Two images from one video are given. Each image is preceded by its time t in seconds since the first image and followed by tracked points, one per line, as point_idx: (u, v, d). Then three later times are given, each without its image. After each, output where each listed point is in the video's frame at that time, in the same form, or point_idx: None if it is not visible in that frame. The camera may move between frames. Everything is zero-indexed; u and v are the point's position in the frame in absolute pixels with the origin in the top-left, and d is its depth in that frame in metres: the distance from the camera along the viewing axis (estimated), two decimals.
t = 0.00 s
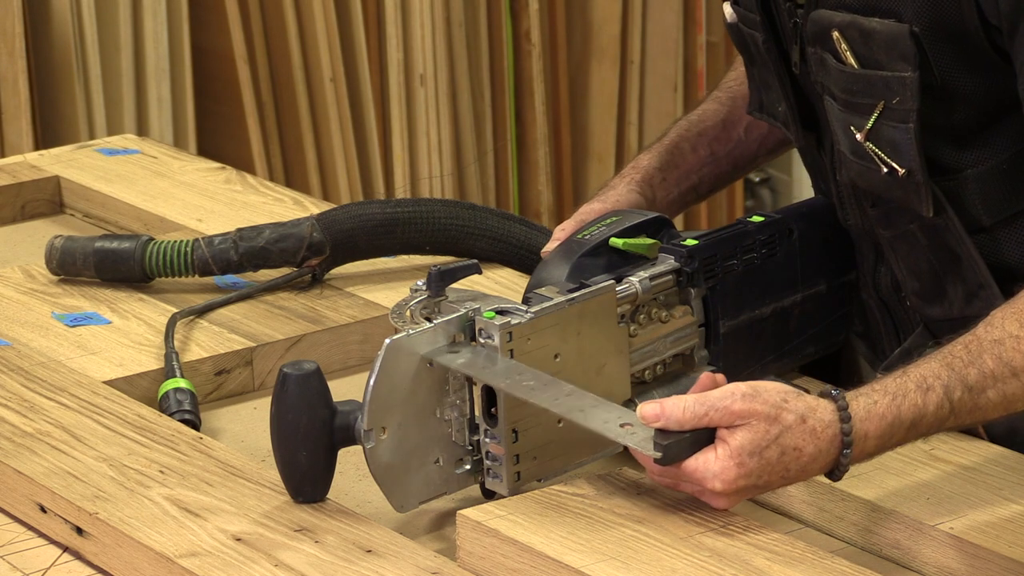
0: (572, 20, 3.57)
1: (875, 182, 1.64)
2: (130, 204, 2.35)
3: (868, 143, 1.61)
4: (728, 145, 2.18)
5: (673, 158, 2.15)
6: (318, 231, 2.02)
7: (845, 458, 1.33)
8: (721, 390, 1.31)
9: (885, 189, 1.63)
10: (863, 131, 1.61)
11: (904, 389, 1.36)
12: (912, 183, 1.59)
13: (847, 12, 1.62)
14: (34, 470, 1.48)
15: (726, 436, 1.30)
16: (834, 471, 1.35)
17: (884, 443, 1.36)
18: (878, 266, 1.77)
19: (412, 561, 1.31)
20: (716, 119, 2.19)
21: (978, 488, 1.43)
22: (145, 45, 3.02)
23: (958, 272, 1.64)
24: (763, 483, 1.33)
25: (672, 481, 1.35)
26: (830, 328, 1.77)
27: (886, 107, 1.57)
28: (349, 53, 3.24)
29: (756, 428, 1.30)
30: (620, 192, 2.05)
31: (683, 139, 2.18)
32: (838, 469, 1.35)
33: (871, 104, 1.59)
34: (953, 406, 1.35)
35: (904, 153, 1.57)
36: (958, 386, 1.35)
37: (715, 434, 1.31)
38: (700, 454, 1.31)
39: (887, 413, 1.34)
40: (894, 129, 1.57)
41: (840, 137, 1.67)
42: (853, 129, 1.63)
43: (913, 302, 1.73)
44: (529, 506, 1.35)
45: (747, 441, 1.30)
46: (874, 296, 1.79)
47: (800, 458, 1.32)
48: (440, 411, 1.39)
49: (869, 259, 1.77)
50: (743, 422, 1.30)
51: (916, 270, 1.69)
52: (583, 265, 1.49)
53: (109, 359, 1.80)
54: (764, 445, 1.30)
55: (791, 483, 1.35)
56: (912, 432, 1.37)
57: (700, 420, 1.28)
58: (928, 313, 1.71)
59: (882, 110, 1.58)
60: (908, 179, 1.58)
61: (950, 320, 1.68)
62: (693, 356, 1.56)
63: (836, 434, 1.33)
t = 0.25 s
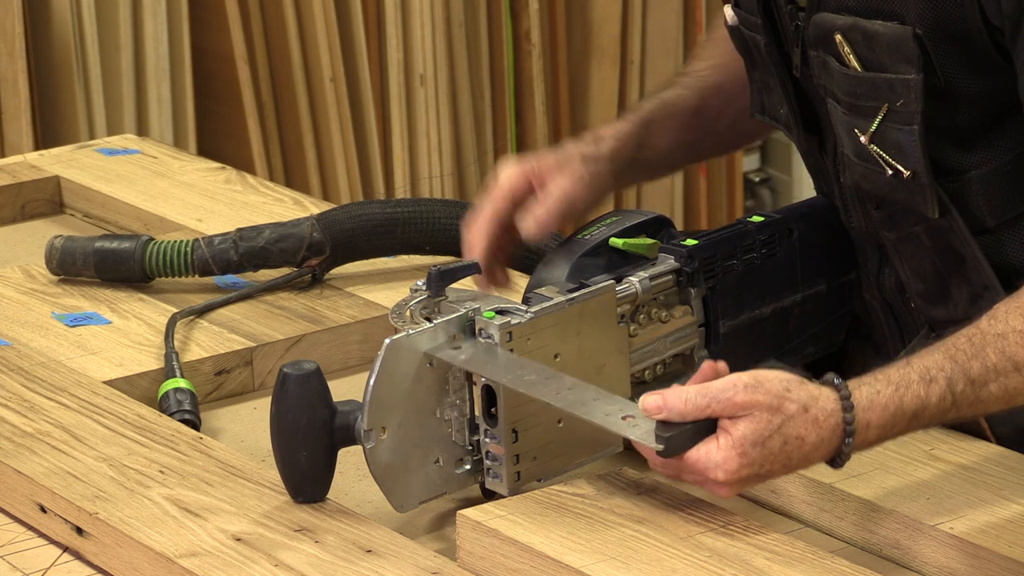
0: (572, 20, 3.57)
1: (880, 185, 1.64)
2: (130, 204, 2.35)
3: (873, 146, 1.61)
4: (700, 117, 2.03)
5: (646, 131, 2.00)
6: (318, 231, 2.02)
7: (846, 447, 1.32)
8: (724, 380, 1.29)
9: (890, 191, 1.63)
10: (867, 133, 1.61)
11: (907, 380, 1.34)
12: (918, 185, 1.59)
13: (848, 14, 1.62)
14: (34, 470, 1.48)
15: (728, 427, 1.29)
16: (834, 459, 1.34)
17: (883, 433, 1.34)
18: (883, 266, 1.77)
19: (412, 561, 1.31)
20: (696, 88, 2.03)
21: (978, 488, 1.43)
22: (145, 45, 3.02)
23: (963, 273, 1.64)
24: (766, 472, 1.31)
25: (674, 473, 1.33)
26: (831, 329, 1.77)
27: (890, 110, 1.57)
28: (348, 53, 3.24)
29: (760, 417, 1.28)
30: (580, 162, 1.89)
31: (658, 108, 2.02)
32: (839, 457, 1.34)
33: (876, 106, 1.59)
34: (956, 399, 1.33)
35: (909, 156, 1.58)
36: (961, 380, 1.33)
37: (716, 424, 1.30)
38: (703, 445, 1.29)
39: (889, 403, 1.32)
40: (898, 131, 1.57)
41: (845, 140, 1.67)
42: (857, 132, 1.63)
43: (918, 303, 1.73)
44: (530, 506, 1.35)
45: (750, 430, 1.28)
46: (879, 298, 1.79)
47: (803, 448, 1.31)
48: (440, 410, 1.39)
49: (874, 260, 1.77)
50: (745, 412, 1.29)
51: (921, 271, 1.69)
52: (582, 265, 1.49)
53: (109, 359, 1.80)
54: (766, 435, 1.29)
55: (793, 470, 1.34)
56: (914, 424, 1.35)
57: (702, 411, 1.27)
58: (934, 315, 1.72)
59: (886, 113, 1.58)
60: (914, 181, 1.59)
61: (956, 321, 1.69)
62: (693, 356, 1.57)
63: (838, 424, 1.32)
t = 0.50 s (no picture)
0: (572, 20, 3.57)
1: (880, 188, 1.65)
2: (130, 204, 2.35)
3: (873, 147, 1.61)
4: (625, 84, 1.94)
5: (568, 109, 1.93)
6: (318, 231, 2.02)
7: (846, 430, 1.32)
8: (721, 374, 1.29)
9: (889, 193, 1.64)
10: (867, 135, 1.61)
11: (906, 364, 1.34)
12: (918, 186, 1.59)
13: (846, 16, 1.62)
14: (34, 470, 1.48)
15: (727, 419, 1.29)
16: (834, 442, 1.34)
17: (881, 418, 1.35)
18: (884, 268, 1.76)
19: (412, 561, 1.31)
20: (608, 58, 1.96)
21: (978, 488, 1.43)
22: (145, 45, 3.02)
23: (963, 274, 1.64)
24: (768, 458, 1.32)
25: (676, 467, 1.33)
26: (831, 329, 1.77)
27: (890, 110, 1.58)
28: (348, 53, 3.24)
29: (760, 408, 1.28)
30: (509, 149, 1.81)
31: (569, 86, 1.97)
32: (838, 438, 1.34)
33: (875, 107, 1.60)
34: (954, 385, 1.34)
35: (909, 156, 1.58)
36: (960, 365, 1.33)
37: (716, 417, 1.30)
38: (703, 440, 1.29)
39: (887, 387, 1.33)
40: (899, 132, 1.58)
41: (844, 143, 1.68)
42: (857, 134, 1.63)
43: (919, 305, 1.73)
44: (529, 506, 1.35)
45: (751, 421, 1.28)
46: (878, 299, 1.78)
47: (804, 433, 1.31)
48: (440, 410, 1.39)
49: (875, 261, 1.77)
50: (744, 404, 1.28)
51: (921, 273, 1.69)
52: (583, 266, 1.49)
53: (109, 359, 1.80)
54: (767, 424, 1.28)
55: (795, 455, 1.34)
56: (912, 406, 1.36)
57: (701, 407, 1.27)
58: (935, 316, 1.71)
59: (886, 114, 1.58)
60: (914, 182, 1.59)
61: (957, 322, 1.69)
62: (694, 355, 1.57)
63: (837, 408, 1.31)
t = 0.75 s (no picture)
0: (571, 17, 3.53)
1: (877, 195, 1.64)
2: (130, 204, 2.35)
3: (868, 156, 1.61)
4: (566, 85, 1.94)
5: (511, 115, 1.92)
6: (318, 231, 2.01)
7: (846, 425, 1.33)
8: (722, 374, 1.28)
9: (886, 200, 1.64)
10: (861, 144, 1.61)
11: (910, 359, 1.34)
12: (914, 193, 1.59)
13: (839, 24, 1.62)
14: (34, 470, 1.48)
15: (728, 419, 1.29)
16: (836, 437, 1.35)
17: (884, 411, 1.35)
18: (882, 269, 1.75)
19: (412, 561, 1.31)
20: (548, 58, 1.95)
21: (978, 488, 1.43)
22: (145, 45, 3.02)
23: (960, 277, 1.63)
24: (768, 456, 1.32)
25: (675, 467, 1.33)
26: (830, 328, 1.77)
27: (884, 118, 1.58)
28: (349, 53, 3.24)
29: (761, 407, 1.28)
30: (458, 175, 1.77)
31: (507, 91, 1.95)
32: (840, 435, 1.35)
33: (869, 115, 1.59)
34: (956, 380, 1.34)
35: (904, 164, 1.58)
36: (961, 360, 1.34)
37: (717, 417, 1.29)
38: (703, 439, 1.29)
39: (889, 383, 1.33)
40: (894, 139, 1.57)
41: (837, 152, 1.67)
42: (851, 142, 1.63)
43: (916, 307, 1.72)
44: (529, 506, 1.35)
45: (752, 421, 1.28)
46: (875, 300, 1.77)
47: (805, 429, 1.31)
48: (440, 411, 1.38)
49: (873, 262, 1.75)
50: (746, 405, 1.28)
51: (919, 277, 1.68)
52: (584, 266, 1.49)
53: (109, 359, 1.80)
54: (767, 424, 1.29)
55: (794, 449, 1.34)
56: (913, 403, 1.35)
57: (703, 406, 1.26)
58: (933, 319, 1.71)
59: (880, 122, 1.58)
60: (909, 189, 1.59)
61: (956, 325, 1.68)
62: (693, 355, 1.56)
63: (838, 405, 1.32)
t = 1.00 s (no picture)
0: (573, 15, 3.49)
1: (871, 198, 1.64)
2: (130, 204, 2.35)
3: (862, 160, 1.61)
4: (516, 73, 1.96)
5: (465, 104, 1.93)
6: (318, 231, 2.01)
7: (847, 409, 1.34)
8: (722, 362, 1.28)
9: (881, 204, 1.63)
10: (855, 148, 1.61)
11: (910, 344, 1.36)
12: (908, 197, 1.59)
13: (831, 28, 1.62)
14: (34, 470, 1.48)
15: (728, 407, 1.29)
16: (836, 423, 1.36)
17: (883, 396, 1.36)
18: (880, 270, 1.75)
19: (412, 561, 1.31)
20: (503, 45, 1.96)
21: (979, 488, 1.43)
22: (145, 45, 3.02)
23: (958, 277, 1.64)
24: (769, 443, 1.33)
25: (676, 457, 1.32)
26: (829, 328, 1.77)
27: (877, 121, 1.58)
28: (349, 53, 3.24)
29: (762, 394, 1.29)
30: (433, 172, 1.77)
31: (462, 77, 1.96)
32: (839, 421, 1.36)
33: (863, 118, 1.59)
34: (955, 367, 1.36)
35: (899, 167, 1.58)
36: (961, 347, 1.35)
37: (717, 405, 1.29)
38: (703, 427, 1.28)
39: (887, 369, 1.34)
40: (887, 142, 1.57)
41: (831, 157, 1.67)
42: (845, 147, 1.62)
43: (913, 309, 1.72)
44: (529, 506, 1.35)
45: (753, 408, 1.28)
46: (874, 300, 1.78)
47: (805, 415, 1.32)
48: (440, 411, 1.38)
49: (872, 263, 1.75)
50: (747, 391, 1.28)
51: (917, 278, 1.68)
52: (583, 266, 1.48)
53: (109, 359, 1.80)
54: (768, 411, 1.29)
55: (795, 435, 1.35)
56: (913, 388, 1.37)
57: (703, 394, 1.26)
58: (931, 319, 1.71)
59: (874, 125, 1.58)
60: (903, 193, 1.59)
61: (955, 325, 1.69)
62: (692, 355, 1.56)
63: (838, 390, 1.33)
